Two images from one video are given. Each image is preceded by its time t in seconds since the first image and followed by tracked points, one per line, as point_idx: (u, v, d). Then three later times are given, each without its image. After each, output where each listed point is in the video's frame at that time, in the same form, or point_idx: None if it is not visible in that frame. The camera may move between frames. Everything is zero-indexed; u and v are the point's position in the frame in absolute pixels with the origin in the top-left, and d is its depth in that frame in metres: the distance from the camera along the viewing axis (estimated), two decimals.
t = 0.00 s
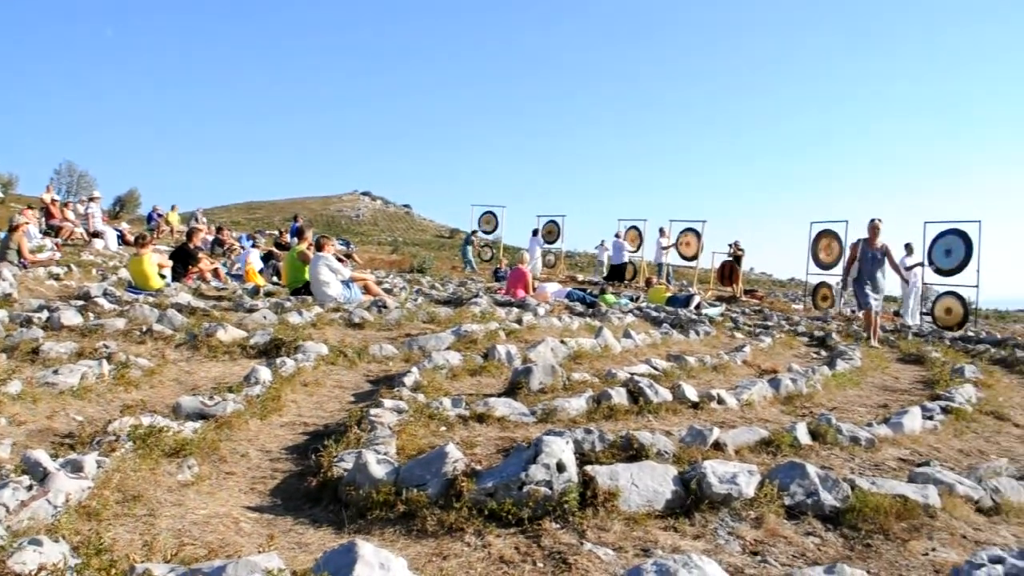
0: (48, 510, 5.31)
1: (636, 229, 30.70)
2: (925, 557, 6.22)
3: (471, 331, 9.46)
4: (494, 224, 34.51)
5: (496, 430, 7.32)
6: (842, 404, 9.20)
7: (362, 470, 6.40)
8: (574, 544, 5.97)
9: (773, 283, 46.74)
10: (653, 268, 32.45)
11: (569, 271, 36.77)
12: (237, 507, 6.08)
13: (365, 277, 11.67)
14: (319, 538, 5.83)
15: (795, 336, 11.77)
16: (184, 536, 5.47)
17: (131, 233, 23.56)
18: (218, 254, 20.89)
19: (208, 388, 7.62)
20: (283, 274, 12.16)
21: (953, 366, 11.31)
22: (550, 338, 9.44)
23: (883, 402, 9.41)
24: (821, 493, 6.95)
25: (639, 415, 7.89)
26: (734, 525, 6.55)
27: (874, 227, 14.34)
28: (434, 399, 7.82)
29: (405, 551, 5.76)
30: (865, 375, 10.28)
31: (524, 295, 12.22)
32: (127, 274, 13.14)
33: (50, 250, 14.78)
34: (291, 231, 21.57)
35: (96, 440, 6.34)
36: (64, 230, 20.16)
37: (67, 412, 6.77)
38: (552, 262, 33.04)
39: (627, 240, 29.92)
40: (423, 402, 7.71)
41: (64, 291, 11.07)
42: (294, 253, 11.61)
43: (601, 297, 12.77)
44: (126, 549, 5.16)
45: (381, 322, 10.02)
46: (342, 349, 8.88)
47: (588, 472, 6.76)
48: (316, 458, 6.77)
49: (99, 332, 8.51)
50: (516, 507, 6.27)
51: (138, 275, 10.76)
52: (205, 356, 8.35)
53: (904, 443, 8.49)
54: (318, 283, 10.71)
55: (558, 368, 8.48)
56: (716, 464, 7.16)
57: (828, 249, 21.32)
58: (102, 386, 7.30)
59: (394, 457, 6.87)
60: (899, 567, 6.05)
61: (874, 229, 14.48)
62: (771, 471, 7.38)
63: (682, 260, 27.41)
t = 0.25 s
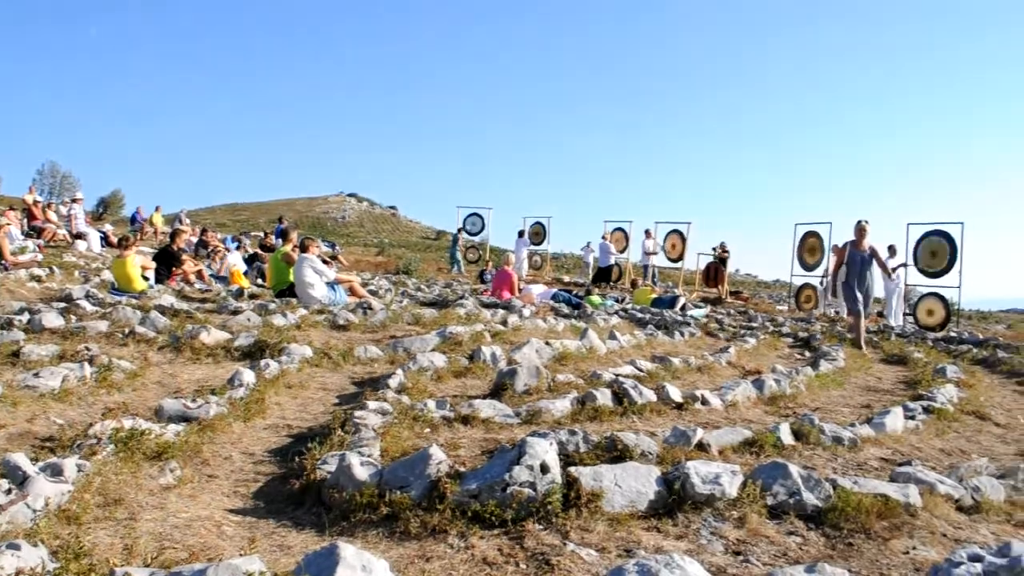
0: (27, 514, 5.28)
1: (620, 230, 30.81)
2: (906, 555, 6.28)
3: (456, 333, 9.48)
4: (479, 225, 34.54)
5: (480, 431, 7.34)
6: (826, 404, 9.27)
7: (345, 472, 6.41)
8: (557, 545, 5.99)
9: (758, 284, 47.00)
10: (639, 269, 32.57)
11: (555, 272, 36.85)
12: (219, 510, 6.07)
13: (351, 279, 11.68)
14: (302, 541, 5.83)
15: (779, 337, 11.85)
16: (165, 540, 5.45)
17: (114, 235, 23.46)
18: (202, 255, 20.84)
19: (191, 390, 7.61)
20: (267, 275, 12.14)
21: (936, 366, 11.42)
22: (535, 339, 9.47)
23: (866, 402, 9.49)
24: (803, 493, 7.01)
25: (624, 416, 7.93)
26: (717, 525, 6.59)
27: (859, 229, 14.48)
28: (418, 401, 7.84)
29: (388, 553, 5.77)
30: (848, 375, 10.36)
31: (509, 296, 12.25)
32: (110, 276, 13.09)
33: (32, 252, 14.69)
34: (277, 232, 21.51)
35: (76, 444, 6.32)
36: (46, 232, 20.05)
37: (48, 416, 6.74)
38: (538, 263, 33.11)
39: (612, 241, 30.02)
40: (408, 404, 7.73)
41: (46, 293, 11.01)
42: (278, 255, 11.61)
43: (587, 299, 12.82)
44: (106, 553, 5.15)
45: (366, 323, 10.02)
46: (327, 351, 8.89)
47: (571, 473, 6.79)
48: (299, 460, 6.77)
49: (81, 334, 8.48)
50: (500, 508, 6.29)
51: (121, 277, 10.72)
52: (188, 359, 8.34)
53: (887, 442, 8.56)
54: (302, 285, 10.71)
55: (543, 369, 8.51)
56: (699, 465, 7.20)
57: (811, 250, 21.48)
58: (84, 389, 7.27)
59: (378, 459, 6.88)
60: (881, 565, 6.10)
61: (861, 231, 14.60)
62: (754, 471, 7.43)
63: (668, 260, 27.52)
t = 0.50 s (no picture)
0: None
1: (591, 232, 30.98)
2: (868, 553, 6.39)
3: (425, 335, 9.50)
4: (450, 227, 34.54)
5: (447, 432, 7.37)
6: (791, 404, 9.40)
7: (310, 474, 6.41)
8: (523, 545, 6.02)
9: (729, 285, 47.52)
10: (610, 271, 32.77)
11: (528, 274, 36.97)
12: (182, 513, 6.05)
13: (319, 280, 11.66)
14: (266, 544, 5.82)
15: (747, 338, 12.01)
16: (127, 544, 5.42)
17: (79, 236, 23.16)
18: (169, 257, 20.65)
19: (155, 393, 7.57)
20: (235, 277, 12.09)
21: (900, 366, 11.64)
22: (504, 340, 9.52)
23: (831, 402, 9.64)
24: (767, 492, 7.10)
25: (591, 417, 8.00)
26: (682, 525, 6.66)
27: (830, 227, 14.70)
28: (386, 402, 7.85)
29: (353, 555, 5.77)
30: (814, 376, 10.52)
31: (479, 298, 12.29)
32: (74, 277, 12.94)
33: None
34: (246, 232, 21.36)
35: (36, 447, 6.27)
36: (8, 233, 19.74)
37: (8, 419, 6.66)
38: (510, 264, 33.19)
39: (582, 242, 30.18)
40: (375, 406, 7.74)
41: (8, 295, 10.85)
42: (246, 257, 11.56)
43: (556, 300, 12.89)
44: (65, 557, 5.11)
45: (334, 325, 10.01)
46: (294, 353, 8.87)
47: (538, 474, 6.83)
48: (264, 463, 6.76)
49: (43, 336, 8.38)
50: (466, 509, 6.31)
51: (87, 278, 10.66)
52: (152, 361, 8.28)
53: (851, 442, 8.70)
54: (270, 286, 10.67)
55: (511, 371, 8.55)
56: (664, 465, 7.28)
57: (779, 252, 21.77)
58: (46, 391, 7.19)
59: (344, 461, 6.89)
60: (843, 563, 6.21)
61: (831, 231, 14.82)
62: (719, 471, 7.52)
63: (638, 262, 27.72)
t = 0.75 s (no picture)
0: None
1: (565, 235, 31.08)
2: (839, 552, 6.48)
3: (399, 337, 9.50)
4: (424, 229, 34.49)
5: (421, 435, 7.37)
6: (764, 405, 9.51)
7: (282, 477, 6.38)
8: (496, 547, 6.02)
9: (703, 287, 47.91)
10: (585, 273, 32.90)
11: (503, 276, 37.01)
12: (152, 517, 5.99)
13: (292, 283, 11.62)
14: (238, 548, 5.78)
15: (720, 340, 12.12)
16: (96, 549, 5.35)
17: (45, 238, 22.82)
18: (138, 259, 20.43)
19: (125, 396, 7.50)
20: (207, 279, 12.00)
21: (870, 367, 11.81)
22: (478, 342, 9.54)
23: (803, 403, 9.76)
24: (740, 493, 7.17)
25: (565, 418, 8.04)
26: (656, 525, 6.71)
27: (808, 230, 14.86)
28: (359, 405, 7.84)
29: (325, 559, 5.75)
30: (786, 377, 10.65)
31: (453, 300, 12.30)
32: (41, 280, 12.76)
33: None
34: (216, 234, 21.16)
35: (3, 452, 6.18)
36: None
37: None
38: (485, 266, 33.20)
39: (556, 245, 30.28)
40: (348, 409, 7.72)
41: None
42: (217, 258, 11.49)
43: (531, 302, 12.93)
44: (32, 563, 5.03)
45: (307, 327, 9.98)
46: (266, 356, 8.83)
47: (511, 476, 6.84)
48: (235, 466, 6.72)
49: (10, 339, 8.27)
50: (440, 512, 6.30)
51: (55, 280, 10.55)
52: (122, 364, 8.20)
53: (822, 442, 8.81)
54: (242, 288, 10.61)
55: (485, 373, 8.57)
56: (637, 466, 7.33)
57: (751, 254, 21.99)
58: (13, 395, 7.08)
59: (316, 464, 6.87)
60: (814, 562, 6.29)
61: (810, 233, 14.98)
62: (692, 471, 7.59)
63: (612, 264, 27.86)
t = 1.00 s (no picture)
0: None
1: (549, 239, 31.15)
2: (820, 552, 6.53)
3: (382, 341, 9.50)
4: (408, 233, 34.45)
5: (404, 439, 7.37)
6: (746, 407, 9.57)
7: (264, 482, 6.37)
8: (479, 551, 6.03)
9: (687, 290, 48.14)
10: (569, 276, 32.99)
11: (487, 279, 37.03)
12: (133, 524, 5.97)
13: (275, 287, 11.59)
14: (220, 553, 5.77)
15: (704, 342, 12.19)
16: (76, 556, 5.32)
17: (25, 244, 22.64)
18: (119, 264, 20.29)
19: (106, 402, 7.46)
20: (189, 284, 11.96)
21: (852, 368, 11.91)
22: (461, 346, 9.56)
23: (785, 404, 9.84)
24: (722, 494, 7.22)
25: (548, 421, 8.07)
26: (639, 528, 6.74)
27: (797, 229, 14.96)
28: (342, 409, 7.84)
29: (307, 564, 5.74)
30: (768, 379, 10.72)
31: (437, 303, 12.31)
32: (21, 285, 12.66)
33: None
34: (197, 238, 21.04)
35: None
36: None
37: None
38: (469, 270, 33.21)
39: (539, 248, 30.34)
40: (331, 413, 7.72)
41: None
42: (199, 263, 11.46)
43: (515, 305, 12.96)
44: (11, 570, 4.99)
45: (290, 332, 9.96)
46: (248, 361, 8.82)
47: (495, 479, 6.85)
48: (217, 472, 6.70)
49: None
50: (422, 516, 6.30)
51: (35, 285, 10.49)
52: (103, 369, 8.17)
53: (804, 443, 8.88)
54: (224, 293, 10.59)
55: (468, 376, 8.58)
56: (620, 468, 7.36)
57: (734, 257, 22.12)
58: None
59: (299, 469, 6.87)
60: (795, 563, 6.34)
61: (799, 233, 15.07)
62: (674, 473, 7.63)
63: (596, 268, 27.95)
